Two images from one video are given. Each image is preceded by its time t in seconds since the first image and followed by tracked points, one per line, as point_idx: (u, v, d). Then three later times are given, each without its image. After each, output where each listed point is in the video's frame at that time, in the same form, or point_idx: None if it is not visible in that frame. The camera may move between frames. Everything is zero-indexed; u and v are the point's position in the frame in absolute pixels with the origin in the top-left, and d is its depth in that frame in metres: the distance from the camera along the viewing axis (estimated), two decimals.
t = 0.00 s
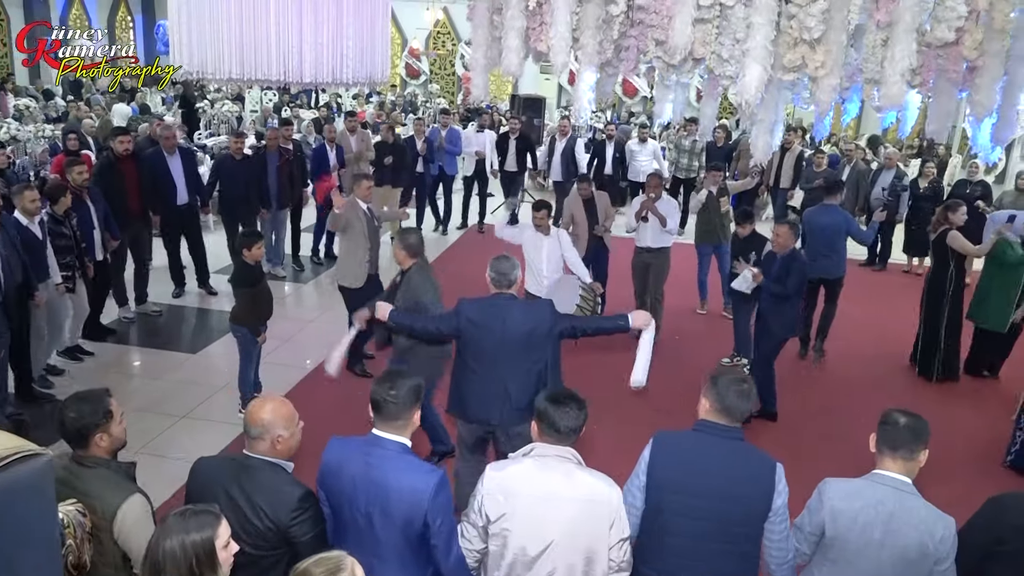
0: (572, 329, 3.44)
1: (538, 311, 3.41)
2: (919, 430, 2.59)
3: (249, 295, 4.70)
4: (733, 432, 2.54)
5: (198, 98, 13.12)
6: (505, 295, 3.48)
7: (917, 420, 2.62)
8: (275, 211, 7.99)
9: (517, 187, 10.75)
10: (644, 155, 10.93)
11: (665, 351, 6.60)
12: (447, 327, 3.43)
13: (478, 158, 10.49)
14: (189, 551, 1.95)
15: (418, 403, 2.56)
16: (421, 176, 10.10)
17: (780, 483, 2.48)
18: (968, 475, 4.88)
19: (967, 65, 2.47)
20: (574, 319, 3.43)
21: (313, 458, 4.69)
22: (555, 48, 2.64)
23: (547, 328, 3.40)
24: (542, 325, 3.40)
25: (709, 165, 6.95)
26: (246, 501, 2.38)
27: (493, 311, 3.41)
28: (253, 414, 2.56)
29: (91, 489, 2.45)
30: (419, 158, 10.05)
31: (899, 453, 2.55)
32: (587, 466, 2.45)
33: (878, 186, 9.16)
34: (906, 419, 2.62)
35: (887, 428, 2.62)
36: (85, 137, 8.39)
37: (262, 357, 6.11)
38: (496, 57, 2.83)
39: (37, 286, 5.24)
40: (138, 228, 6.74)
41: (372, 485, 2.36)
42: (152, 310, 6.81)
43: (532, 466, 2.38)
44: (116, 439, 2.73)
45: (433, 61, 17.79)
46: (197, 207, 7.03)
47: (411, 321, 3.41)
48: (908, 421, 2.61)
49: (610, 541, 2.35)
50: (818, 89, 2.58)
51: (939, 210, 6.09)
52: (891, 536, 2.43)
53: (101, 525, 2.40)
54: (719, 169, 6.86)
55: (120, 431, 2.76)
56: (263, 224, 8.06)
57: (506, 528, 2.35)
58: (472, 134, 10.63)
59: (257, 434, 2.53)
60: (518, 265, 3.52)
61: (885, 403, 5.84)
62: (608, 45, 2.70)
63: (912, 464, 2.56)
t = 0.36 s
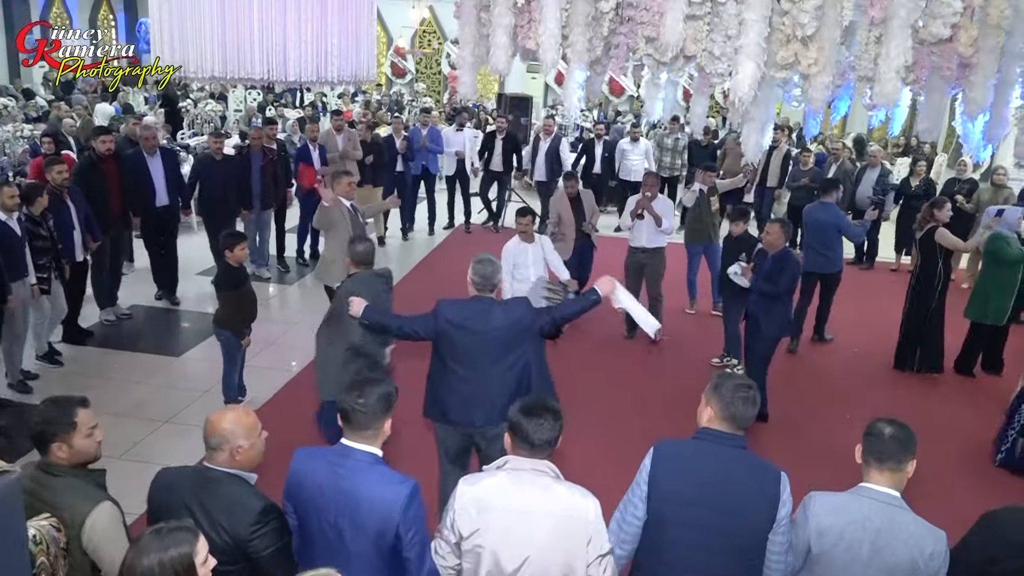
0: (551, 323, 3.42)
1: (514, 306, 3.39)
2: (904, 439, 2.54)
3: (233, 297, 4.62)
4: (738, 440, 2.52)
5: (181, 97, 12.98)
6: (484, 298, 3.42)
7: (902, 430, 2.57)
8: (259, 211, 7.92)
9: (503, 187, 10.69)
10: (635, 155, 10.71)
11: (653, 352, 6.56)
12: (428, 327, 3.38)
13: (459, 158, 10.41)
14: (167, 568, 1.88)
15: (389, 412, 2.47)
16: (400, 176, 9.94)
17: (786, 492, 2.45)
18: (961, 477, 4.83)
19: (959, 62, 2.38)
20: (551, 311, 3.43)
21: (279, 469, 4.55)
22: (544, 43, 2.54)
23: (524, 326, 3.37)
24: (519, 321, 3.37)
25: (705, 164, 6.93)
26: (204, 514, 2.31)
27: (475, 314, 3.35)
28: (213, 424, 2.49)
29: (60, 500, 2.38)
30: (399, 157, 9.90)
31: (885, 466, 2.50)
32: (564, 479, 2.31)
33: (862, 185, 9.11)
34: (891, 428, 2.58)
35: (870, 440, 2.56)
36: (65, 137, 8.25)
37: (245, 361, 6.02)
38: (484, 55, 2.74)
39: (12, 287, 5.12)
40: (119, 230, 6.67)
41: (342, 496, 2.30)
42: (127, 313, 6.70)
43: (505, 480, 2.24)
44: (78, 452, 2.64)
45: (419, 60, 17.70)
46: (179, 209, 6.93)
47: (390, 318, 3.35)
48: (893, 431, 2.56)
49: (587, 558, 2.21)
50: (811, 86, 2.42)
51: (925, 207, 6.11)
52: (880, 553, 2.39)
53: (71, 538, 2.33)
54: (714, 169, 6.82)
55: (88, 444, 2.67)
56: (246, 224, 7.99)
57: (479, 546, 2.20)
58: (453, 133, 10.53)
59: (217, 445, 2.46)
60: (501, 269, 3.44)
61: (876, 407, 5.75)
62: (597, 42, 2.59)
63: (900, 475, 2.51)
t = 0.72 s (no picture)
0: (546, 335, 3.32)
1: (510, 313, 3.28)
2: (911, 459, 2.35)
3: (223, 298, 4.51)
4: (744, 450, 2.40)
5: (176, 92, 12.88)
6: (477, 302, 3.31)
7: (906, 448, 2.38)
8: (255, 210, 7.82)
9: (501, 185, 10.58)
10: (640, 153, 10.60)
11: (654, 354, 6.45)
12: (421, 330, 3.27)
13: (455, 155, 10.28)
14: None
15: (368, 428, 2.39)
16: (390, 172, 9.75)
17: (790, 508, 2.34)
18: (971, 486, 4.69)
19: (979, 54, 2.18)
20: (546, 325, 3.34)
21: (247, 479, 4.32)
22: (548, 37, 2.39)
23: (519, 333, 3.26)
24: (514, 328, 3.25)
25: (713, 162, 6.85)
26: (164, 528, 2.23)
27: (467, 318, 3.24)
28: (175, 431, 2.39)
29: (31, 507, 2.30)
30: (390, 155, 9.75)
31: (890, 488, 2.32)
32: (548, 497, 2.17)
33: (871, 182, 8.98)
34: (894, 447, 2.39)
35: (875, 464, 2.36)
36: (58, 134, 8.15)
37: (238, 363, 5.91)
38: (486, 49, 2.59)
39: None
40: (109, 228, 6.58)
41: (317, 516, 2.18)
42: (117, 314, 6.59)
43: (485, 499, 2.10)
44: (56, 459, 2.52)
45: (418, 56, 17.57)
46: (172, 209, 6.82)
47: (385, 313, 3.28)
48: (898, 451, 2.37)
49: None
50: (825, 82, 2.28)
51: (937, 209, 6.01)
52: None
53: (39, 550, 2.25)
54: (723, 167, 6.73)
55: (66, 452, 2.55)
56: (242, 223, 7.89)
57: (459, 568, 2.04)
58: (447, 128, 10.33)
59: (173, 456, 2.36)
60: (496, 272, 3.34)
61: (881, 411, 5.63)
62: (603, 35, 2.46)
63: (909, 496, 2.32)
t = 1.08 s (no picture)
0: (556, 356, 3.11)
1: (520, 327, 3.07)
2: (953, 483, 2.18)
3: (211, 301, 4.37)
4: (764, 468, 2.24)
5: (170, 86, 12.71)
6: (488, 302, 3.15)
7: (947, 469, 2.22)
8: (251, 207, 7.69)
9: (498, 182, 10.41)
10: (647, 148, 10.46)
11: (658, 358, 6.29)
12: (429, 326, 3.17)
13: (457, 151, 10.11)
14: None
15: (362, 447, 2.25)
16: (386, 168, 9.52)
17: (814, 529, 2.18)
18: (991, 496, 4.52)
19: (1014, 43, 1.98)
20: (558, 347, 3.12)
21: (226, 499, 4.10)
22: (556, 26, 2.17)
23: (526, 349, 3.06)
24: (523, 342, 3.06)
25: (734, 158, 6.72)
26: (135, 550, 2.08)
27: (475, 317, 3.09)
28: (147, 448, 2.25)
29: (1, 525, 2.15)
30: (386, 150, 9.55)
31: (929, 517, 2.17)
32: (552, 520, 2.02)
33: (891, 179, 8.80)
34: (933, 468, 2.22)
35: (910, 485, 2.22)
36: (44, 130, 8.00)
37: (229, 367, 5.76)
38: (492, 38, 2.35)
39: None
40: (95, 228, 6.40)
41: (308, 542, 2.03)
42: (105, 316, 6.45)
43: (484, 522, 1.95)
44: (36, 473, 2.39)
45: (418, 47, 17.36)
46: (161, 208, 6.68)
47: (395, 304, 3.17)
48: (936, 473, 2.21)
49: None
50: (851, 75, 2.06)
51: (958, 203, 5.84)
52: None
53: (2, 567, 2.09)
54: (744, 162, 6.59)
55: (45, 465, 2.42)
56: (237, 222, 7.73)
57: None
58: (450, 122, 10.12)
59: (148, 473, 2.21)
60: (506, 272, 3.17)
61: (894, 417, 5.46)
62: (615, 24, 2.22)
63: (948, 523, 2.17)
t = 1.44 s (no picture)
0: (570, 369, 2.92)
1: (532, 339, 2.91)
2: (1014, 510, 2.05)
3: (196, 304, 4.20)
4: (801, 494, 2.09)
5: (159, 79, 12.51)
6: (500, 312, 2.97)
7: (1011, 494, 2.08)
8: (239, 205, 7.59)
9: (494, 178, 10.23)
10: (644, 142, 10.34)
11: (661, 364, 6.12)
12: (436, 335, 2.99)
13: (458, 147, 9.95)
14: None
15: (371, 472, 2.09)
16: (382, 165, 9.32)
17: (858, 559, 2.04)
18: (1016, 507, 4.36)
19: None
20: (573, 356, 2.94)
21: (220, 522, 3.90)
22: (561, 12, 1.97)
23: (537, 361, 2.89)
24: (534, 356, 2.90)
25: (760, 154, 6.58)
26: None
27: (485, 327, 2.93)
28: (141, 470, 2.10)
29: None
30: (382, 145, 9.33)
31: (991, 546, 2.05)
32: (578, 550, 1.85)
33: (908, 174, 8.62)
34: (994, 492, 2.09)
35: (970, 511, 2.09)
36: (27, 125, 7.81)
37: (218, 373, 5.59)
38: (493, 27, 2.14)
39: None
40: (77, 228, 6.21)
41: None
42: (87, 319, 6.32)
43: (504, 554, 1.78)
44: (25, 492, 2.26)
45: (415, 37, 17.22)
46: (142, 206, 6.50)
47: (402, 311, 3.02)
48: (998, 498, 2.07)
49: None
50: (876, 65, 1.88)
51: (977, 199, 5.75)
52: None
53: None
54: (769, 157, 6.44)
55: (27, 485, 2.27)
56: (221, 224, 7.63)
57: None
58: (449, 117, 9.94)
59: (144, 498, 2.06)
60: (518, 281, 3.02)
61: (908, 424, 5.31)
62: (624, 11, 2.01)
63: (1010, 550, 2.06)
